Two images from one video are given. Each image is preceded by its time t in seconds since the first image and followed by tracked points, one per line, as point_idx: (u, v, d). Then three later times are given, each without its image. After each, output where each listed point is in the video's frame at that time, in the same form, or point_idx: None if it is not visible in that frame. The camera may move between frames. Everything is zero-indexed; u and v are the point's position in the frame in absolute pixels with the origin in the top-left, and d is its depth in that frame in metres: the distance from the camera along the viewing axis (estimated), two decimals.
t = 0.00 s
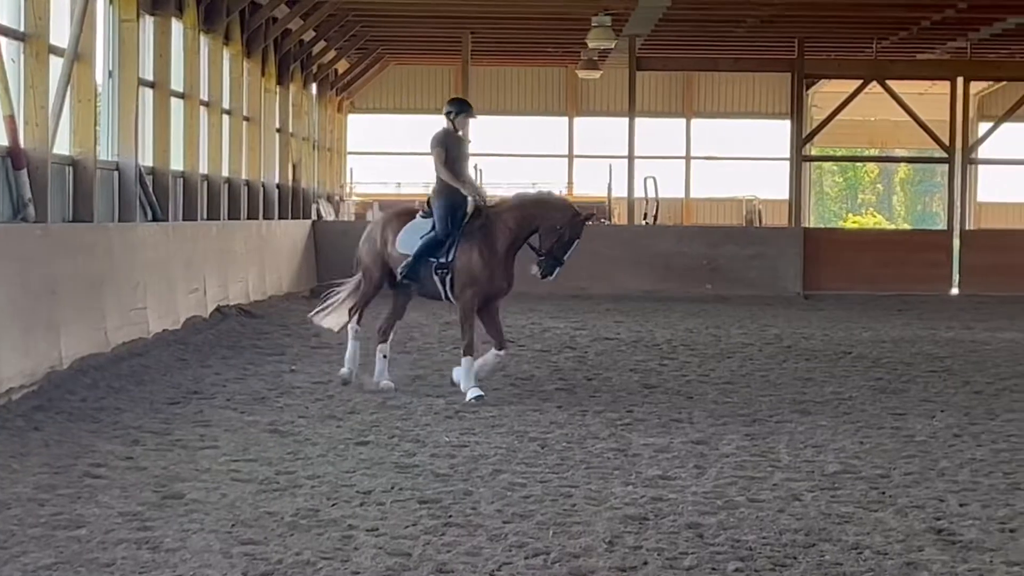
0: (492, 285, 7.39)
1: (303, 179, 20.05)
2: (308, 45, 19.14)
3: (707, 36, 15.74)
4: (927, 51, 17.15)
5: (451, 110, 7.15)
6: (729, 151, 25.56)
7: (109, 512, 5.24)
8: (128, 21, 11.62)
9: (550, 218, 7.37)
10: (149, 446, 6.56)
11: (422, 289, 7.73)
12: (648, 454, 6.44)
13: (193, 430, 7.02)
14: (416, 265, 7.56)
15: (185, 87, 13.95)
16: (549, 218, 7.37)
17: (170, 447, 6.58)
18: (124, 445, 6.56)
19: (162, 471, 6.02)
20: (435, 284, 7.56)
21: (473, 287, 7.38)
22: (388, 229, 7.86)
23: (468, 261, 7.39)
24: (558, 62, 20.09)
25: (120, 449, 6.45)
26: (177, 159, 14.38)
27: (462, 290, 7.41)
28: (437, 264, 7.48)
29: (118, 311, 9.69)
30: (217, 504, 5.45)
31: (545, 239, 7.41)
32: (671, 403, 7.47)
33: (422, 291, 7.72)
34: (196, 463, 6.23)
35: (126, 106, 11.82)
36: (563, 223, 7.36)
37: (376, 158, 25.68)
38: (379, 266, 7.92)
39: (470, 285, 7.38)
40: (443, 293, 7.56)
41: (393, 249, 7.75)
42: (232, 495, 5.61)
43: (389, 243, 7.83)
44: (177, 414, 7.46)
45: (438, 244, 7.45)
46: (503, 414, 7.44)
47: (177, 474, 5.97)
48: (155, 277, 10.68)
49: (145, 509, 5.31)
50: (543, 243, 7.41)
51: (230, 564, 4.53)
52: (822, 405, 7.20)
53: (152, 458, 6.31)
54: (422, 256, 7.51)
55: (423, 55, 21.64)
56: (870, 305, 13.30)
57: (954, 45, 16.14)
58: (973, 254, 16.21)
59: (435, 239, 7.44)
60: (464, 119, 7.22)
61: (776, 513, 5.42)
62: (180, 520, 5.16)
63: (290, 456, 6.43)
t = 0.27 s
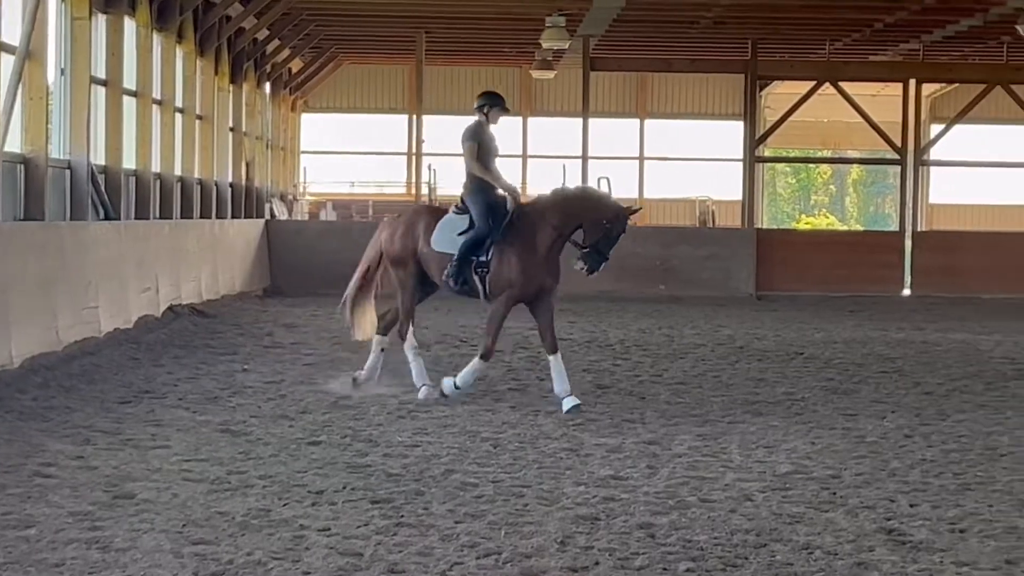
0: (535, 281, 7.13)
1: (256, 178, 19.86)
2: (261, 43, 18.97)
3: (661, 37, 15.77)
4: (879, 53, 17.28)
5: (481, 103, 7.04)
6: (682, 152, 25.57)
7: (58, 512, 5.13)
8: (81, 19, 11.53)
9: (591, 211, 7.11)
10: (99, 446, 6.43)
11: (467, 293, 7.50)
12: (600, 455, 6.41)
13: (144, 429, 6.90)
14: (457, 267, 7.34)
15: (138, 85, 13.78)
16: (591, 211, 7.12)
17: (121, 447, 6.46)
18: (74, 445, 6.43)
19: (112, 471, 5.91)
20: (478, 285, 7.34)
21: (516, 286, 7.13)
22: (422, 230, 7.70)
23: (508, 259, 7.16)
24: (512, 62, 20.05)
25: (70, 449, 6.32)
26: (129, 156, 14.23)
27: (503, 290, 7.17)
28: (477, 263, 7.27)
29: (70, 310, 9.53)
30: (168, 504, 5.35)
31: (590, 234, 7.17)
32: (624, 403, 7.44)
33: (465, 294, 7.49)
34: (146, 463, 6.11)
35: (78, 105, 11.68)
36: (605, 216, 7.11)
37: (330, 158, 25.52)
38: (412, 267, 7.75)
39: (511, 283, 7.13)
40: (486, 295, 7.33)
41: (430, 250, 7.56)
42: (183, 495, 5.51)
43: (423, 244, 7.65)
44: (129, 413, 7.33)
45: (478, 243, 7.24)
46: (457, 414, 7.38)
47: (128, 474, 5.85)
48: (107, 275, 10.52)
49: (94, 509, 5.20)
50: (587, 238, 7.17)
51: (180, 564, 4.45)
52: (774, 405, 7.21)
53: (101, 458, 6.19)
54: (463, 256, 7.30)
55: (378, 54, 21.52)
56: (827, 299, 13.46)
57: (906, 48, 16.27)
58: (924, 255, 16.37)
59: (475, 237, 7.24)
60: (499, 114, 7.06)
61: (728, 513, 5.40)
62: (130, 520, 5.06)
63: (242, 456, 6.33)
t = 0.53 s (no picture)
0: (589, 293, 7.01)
1: (206, 176, 19.65)
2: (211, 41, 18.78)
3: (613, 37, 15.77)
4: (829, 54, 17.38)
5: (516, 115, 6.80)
6: (636, 151, 25.70)
7: (2, 512, 5.00)
8: (28, 16, 11.27)
9: (641, 224, 7.08)
10: (45, 445, 6.29)
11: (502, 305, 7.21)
12: (549, 455, 6.36)
13: (91, 429, 6.76)
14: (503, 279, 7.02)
15: (87, 83, 13.51)
16: (637, 224, 7.10)
17: (68, 446, 6.32)
18: (20, 444, 6.29)
19: (58, 471, 5.77)
20: (524, 298, 7.06)
21: (574, 300, 6.96)
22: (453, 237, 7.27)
23: (564, 271, 6.98)
24: (464, 61, 19.99)
25: (15, 448, 6.18)
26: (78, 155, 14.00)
27: (557, 303, 6.97)
28: (527, 275, 7.00)
29: (17, 308, 9.34)
30: (115, 503, 5.24)
31: (635, 247, 7.14)
32: (574, 403, 7.40)
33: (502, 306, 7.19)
34: (93, 462, 5.99)
35: (26, 102, 11.43)
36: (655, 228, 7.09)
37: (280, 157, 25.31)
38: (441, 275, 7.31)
39: (568, 296, 6.95)
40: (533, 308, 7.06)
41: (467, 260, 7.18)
42: (129, 494, 5.39)
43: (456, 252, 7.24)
44: (75, 412, 7.19)
45: (530, 255, 6.97)
46: (406, 413, 7.30)
47: (74, 474, 5.73)
48: (55, 274, 10.33)
49: (39, 509, 5.08)
50: (634, 251, 7.13)
51: (126, 564, 4.36)
52: (723, 406, 7.20)
53: (47, 457, 6.05)
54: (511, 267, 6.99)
55: (329, 53, 21.38)
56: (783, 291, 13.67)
57: (856, 49, 16.32)
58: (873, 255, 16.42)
59: (528, 248, 6.96)
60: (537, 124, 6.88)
61: (677, 514, 5.38)
62: (76, 520, 4.95)
63: (189, 455, 6.22)
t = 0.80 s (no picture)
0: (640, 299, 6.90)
1: (151, 175, 19.37)
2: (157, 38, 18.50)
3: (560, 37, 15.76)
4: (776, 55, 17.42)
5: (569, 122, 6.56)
6: (583, 152, 25.44)
7: None
8: None
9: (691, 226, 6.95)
10: None
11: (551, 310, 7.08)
12: (496, 454, 6.32)
13: (34, 428, 6.63)
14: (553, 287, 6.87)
15: (31, 81, 13.32)
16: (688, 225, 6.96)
17: (10, 445, 6.20)
18: None
19: None
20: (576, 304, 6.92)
21: (627, 307, 6.85)
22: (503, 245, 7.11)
23: (618, 279, 6.83)
24: (411, 61, 19.87)
25: None
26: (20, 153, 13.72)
27: (610, 311, 6.85)
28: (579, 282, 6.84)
29: None
30: (58, 502, 5.14)
31: (684, 248, 7.03)
32: (520, 403, 7.37)
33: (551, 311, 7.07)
34: (35, 462, 5.87)
35: None
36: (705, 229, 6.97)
37: (226, 156, 25.03)
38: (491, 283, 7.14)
39: (621, 304, 6.84)
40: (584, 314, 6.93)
41: (516, 268, 7.03)
42: (72, 494, 5.29)
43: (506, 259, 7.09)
44: (18, 411, 7.04)
45: (582, 263, 6.81)
46: (352, 413, 7.23)
47: (16, 473, 5.61)
48: None
49: None
50: (685, 252, 7.03)
51: (69, 563, 4.28)
52: (669, 406, 7.21)
53: None
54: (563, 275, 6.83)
55: (276, 51, 21.17)
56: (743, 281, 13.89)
57: (802, 51, 16.39)
58: (819, 257, 16.59)
59: (581, 256, 6.79)
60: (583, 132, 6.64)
61: (621, 514, 5.36)
62: (18, 519, 4.85)
63: (133, 455, 6.11)
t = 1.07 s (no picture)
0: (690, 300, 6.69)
1: (94, 172, 19.13)
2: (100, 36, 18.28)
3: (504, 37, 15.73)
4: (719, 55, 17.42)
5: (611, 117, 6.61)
6: (527, 153, 25.40)
7: None
8: None
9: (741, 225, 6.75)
10: None
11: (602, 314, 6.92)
12: (438, 453, 6.27)
13: None
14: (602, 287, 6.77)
15: None
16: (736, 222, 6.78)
17: None
18: None
19: None
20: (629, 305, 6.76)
21: (678, 306, 6.65)
22: (552, 248, 6.93)
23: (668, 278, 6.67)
24: (356, 60, 19.79)
25: None
26: None
27: (659, 310, 6.65)
28: (631, 280, 6.69)
29: None
30: None
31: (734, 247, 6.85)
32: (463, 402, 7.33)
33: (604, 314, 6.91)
34: None
35: None
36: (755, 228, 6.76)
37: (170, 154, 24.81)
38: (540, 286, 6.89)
39: (671, 303, 6.65)
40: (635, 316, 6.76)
41: (565, 269, 6.87)
42: (10, 493, 5.18)
43: (555, 262, 6.90)
44: None
45: (632, 260, 6.70)
46: (294, 411, 7.15)
47: None
48: None
49: None
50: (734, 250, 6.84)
51: (6, 563, 4.20)
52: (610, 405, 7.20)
53: None
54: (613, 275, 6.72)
55: (221, 49, 20.98)
56: (713, 266, 13.96)
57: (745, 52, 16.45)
58: (762, 258, 16.47)
59: (634, 254, 6.70)
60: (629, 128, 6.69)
61: (563, 512, 5.33)
62: None
63: (73, 453, 6.00)
